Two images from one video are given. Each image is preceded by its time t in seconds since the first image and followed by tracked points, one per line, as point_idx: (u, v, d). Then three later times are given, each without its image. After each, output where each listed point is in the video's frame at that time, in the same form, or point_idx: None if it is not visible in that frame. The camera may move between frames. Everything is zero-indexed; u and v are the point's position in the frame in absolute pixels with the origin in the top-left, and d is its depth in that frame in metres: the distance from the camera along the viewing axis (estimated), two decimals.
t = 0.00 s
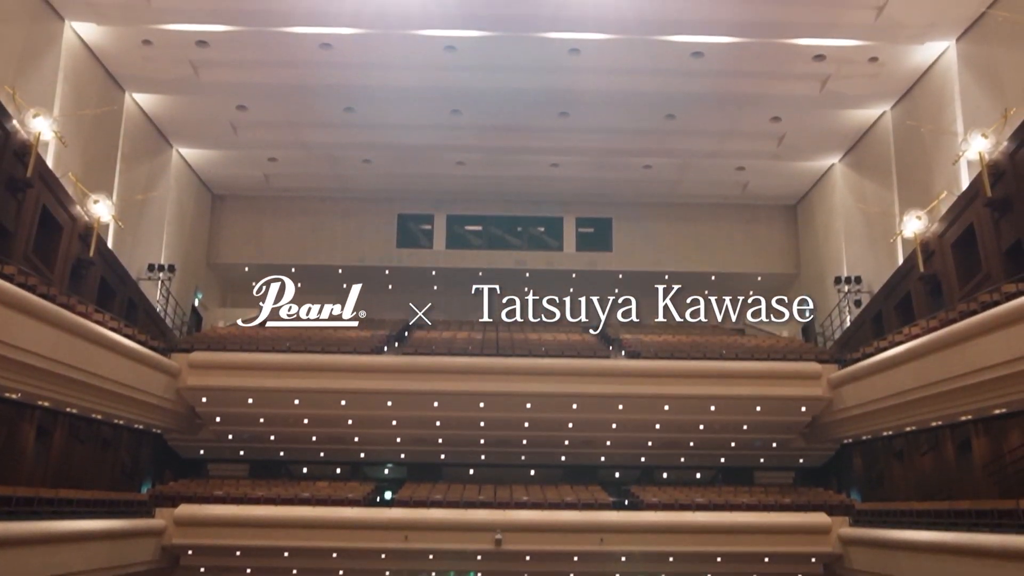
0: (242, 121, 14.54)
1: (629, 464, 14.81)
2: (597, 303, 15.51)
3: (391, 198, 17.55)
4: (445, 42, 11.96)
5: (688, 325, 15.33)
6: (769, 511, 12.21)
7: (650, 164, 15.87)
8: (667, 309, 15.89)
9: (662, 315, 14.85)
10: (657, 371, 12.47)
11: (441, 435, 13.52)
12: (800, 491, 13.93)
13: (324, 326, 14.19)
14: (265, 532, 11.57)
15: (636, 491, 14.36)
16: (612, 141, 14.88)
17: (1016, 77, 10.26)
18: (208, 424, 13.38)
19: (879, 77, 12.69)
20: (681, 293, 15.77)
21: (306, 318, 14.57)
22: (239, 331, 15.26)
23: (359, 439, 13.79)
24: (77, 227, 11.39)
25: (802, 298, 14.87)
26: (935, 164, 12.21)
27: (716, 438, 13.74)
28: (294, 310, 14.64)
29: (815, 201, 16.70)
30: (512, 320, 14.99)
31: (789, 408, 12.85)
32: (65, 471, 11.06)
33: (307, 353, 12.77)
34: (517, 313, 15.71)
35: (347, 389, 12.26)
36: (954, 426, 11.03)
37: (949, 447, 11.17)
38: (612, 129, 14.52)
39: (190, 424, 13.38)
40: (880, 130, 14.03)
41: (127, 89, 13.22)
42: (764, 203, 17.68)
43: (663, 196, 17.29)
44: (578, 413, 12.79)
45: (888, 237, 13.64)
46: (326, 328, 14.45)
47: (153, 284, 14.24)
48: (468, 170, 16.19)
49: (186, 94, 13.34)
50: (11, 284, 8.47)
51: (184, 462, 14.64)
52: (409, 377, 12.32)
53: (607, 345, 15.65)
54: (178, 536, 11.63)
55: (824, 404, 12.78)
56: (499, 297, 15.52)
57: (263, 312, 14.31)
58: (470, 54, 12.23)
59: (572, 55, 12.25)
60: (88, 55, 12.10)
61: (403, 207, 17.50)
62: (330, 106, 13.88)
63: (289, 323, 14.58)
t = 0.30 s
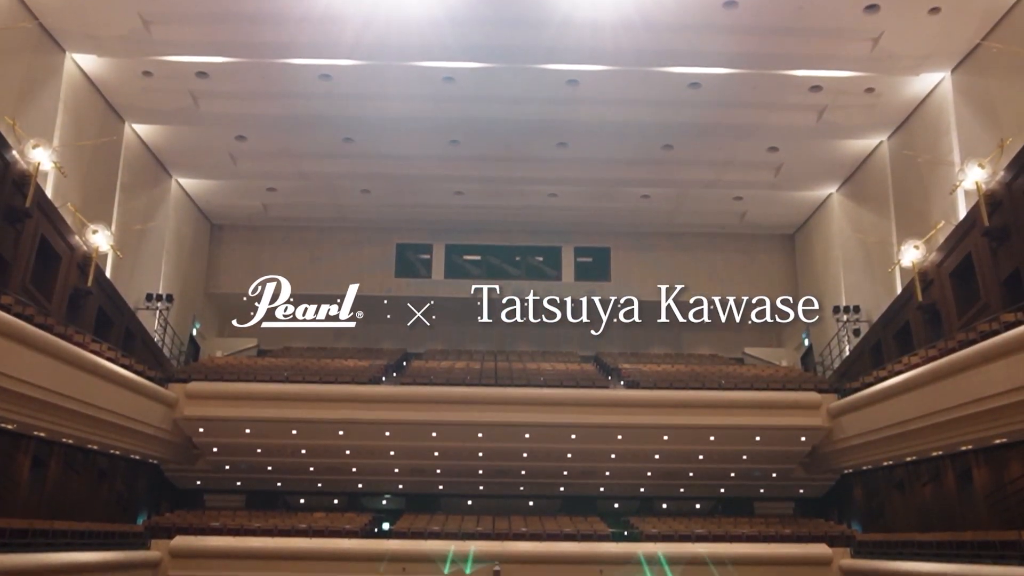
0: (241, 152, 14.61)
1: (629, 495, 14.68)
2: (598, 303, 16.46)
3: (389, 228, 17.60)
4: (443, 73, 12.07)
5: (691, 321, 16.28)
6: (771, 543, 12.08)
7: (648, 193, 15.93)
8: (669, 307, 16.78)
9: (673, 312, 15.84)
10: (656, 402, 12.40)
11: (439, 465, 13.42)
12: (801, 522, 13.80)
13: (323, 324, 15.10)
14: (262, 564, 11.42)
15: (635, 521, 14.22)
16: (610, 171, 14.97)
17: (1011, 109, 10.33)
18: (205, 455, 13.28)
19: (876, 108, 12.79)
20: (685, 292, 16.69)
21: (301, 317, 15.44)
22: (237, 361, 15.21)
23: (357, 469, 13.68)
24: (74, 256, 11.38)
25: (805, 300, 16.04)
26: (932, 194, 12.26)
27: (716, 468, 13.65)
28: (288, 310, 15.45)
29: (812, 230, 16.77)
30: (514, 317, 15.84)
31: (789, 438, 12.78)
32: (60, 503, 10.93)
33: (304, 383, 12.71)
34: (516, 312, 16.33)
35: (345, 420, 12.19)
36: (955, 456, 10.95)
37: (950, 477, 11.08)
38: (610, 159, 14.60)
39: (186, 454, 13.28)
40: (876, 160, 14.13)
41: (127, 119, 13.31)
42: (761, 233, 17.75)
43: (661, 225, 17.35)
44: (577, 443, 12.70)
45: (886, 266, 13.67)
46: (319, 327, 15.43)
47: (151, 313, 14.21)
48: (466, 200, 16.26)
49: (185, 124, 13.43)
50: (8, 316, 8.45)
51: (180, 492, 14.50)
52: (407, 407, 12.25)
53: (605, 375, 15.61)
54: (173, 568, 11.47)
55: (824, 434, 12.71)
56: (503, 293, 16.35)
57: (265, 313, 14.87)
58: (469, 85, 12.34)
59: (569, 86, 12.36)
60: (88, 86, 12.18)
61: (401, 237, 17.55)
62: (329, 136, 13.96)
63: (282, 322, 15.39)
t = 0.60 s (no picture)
0: (241, 182, 14.68)
1: (629, 526, 14.53)
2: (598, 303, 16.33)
3: (388, 258, 17.62)
4: (442, 103, 12.16)
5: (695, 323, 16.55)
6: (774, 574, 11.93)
7: (646, 222, 15.97)
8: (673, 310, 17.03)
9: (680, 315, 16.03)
10: (657, 431, 12.33)
11: (438, 496, 13.30)
12: (803, 553, 13.65)
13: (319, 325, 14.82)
14: None
15: (636, 552, 14.06)
16: (609, 200, 15.03)
17: (1008, 139, 10.40)
18: (202, 485, 13.16)
19: (873, 137, 12.88)
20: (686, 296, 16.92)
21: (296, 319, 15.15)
22: (235, 391, 15.14)
23: (355, 500, 13.55)
24: (74, 285, 11.37)
25: (808, 298, 16.36)
26: (930, 223, 12.30)
27: (718, 498, 13.53)
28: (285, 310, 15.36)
29: (811, 259, 16.80)
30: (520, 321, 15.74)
31: (791, 467, 12.68)
32: (56, 534, 10.80)
33: (303, 413, 12.64)
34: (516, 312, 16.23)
35: (343, 450, 12.11)
36: (956, 485, 10.85)
37: (952, 507, 10.97)
38: (608, 188, 14.66)
39: (184, 484, 13.16)
40: (874, 189, 14.20)
41: (127, 149, 13.39)
42: (760, 262, 17.78)
43: (660, 254, 17.37)
44: (576, 473, 12.60)
45: (886, 294, 13.67)
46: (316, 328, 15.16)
47: (149, 343, 14.16)
48: (465, 229, 16.31)
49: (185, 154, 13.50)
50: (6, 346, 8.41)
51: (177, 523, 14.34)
52: (406, 437, 12.17)
53: (604, 404, 15.53)
54: None
55: (824, 463, 12.61)
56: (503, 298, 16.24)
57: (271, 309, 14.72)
58: (468, 115, 12.43)
59: (568, 116, 12.45)
60: (87, 116, 12.25)
61: (400, 266, 17.56)
62: (328, 165, 14.02)
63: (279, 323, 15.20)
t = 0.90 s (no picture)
0: (240, 212, 14.73)
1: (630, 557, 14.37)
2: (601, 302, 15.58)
3: (387, 287, 17.62)
4: (441, 133, 12.24)
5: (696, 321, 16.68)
6: None
7: (645, 251, 15.98)
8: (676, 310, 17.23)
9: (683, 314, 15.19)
10: (657, 461, 12.25)
11: (437, 526, 13.16)
12: None
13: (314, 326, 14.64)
14: None
15: None
16: (607, 229, 15.08)
17: (1004, 168, 10.45)
18: (199, 515, 13.03)
19: (870, 166, 12.95)
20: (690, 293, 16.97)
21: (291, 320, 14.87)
22: (233, 421, 15.06)
23: (353, 530, 13.41)
24: (74, 316, 11.38)
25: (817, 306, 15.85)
26: (928, 252, 12.33)
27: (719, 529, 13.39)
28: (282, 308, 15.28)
29: (810, 288, 16.81)
30: (521, 320, 15.81)
31: (792, 496, 12.57)
32: (52, 565, 10.68)
33: (301, 443, 12.55)
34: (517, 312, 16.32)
35: (341, 481, 12.01)
36: (959, 515, 10.75)
37: (955, 538, 10.85)
38: (607, 217, 14.70)
39: (181, 515, 13.03)
40: (872, 218, 14.26)
41: (127, 179, 13.46)
42: (758, 290, 17.79)
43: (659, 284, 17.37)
44: (576, 503, 12.49)
45: (885, 323, 13.67)
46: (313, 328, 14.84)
47: (147, 373, 14.11)
48: (464, 259, 16.34)
49: (184, 185, 13.57)
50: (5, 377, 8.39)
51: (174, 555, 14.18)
52: (404, 468, 12.09)
53: (604, 434, 15.44)
54: None
55: (826, 493, 12.51)
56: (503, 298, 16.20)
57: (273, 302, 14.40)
58: (466, 145, 12.52)
59: (566, 147, 12.54)
60: (87, 146, 12.32)
61: (399, 296, 17.56)
62: (328, 196, 14.08)
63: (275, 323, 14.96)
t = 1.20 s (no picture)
0: (240, 242, 14.76)
1: None
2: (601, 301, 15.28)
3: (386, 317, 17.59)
4: (441, 164, 12.32)
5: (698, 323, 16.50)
6: None
7: (646, 280, 15.98)
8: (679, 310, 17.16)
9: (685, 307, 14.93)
10: (658, 491, 12.13)
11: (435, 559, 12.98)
12: None
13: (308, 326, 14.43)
14: None
15: None
16: (607, 258, 15.10)
17: (1002, 197, 10.51)
18: (196, 547, 12.88)
19: (869, 195, 13.02)
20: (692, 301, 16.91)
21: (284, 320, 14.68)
22: (231, 452, 14.95)
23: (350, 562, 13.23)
24: (75, 346, 11.31)
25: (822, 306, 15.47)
26: (927, 280, 12.34)
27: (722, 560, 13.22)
28: (279, 307, 15.17)
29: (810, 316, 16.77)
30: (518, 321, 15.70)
31: (795, 526, 12.44)
32: None
33: (299, 474, 12.45)
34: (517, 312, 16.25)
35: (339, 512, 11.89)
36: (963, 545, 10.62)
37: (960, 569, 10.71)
38: (606, 246, 14.74)
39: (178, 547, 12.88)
40: (871, 247, 14.29)
41: (128, 209, 13.52)
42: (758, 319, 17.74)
43: (659, 313, 17.35)
44: (577, 534, 12.34)
45: (885, 351, 13.64)
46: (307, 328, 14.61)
47: (146, 403, 14.05)
48: (464, 288, 16.33)
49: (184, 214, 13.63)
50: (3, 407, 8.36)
51: None
52: (403, 498, 11.98)
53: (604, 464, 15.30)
54: None
55: (828, 522, 12.38)
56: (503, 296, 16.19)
57: (269, 302, 14.29)
58: (466, 175, 12.58)
59: (565, 177, 12.60)
60: (87, 177, 12.36)
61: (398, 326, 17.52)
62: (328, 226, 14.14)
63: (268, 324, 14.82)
